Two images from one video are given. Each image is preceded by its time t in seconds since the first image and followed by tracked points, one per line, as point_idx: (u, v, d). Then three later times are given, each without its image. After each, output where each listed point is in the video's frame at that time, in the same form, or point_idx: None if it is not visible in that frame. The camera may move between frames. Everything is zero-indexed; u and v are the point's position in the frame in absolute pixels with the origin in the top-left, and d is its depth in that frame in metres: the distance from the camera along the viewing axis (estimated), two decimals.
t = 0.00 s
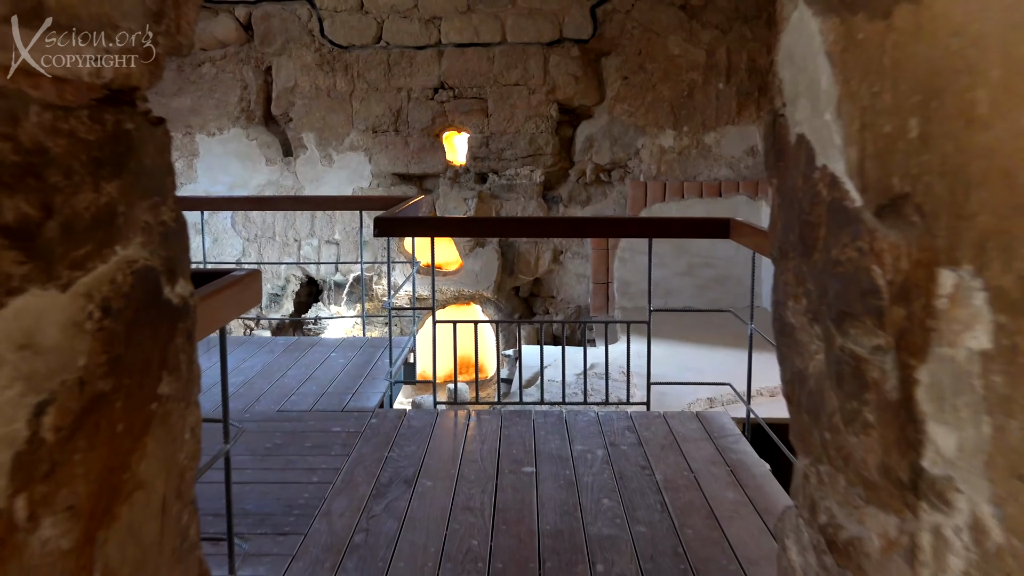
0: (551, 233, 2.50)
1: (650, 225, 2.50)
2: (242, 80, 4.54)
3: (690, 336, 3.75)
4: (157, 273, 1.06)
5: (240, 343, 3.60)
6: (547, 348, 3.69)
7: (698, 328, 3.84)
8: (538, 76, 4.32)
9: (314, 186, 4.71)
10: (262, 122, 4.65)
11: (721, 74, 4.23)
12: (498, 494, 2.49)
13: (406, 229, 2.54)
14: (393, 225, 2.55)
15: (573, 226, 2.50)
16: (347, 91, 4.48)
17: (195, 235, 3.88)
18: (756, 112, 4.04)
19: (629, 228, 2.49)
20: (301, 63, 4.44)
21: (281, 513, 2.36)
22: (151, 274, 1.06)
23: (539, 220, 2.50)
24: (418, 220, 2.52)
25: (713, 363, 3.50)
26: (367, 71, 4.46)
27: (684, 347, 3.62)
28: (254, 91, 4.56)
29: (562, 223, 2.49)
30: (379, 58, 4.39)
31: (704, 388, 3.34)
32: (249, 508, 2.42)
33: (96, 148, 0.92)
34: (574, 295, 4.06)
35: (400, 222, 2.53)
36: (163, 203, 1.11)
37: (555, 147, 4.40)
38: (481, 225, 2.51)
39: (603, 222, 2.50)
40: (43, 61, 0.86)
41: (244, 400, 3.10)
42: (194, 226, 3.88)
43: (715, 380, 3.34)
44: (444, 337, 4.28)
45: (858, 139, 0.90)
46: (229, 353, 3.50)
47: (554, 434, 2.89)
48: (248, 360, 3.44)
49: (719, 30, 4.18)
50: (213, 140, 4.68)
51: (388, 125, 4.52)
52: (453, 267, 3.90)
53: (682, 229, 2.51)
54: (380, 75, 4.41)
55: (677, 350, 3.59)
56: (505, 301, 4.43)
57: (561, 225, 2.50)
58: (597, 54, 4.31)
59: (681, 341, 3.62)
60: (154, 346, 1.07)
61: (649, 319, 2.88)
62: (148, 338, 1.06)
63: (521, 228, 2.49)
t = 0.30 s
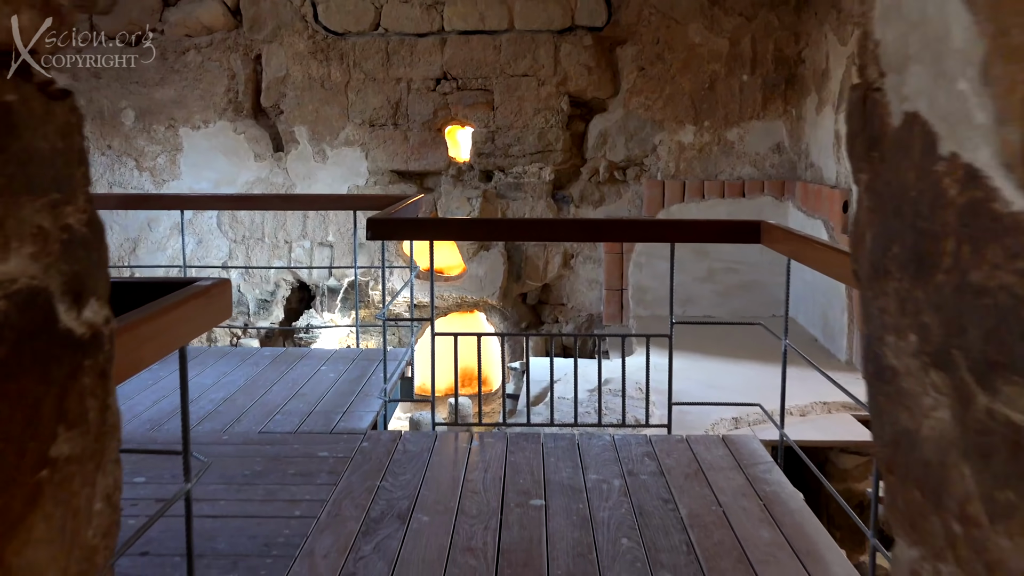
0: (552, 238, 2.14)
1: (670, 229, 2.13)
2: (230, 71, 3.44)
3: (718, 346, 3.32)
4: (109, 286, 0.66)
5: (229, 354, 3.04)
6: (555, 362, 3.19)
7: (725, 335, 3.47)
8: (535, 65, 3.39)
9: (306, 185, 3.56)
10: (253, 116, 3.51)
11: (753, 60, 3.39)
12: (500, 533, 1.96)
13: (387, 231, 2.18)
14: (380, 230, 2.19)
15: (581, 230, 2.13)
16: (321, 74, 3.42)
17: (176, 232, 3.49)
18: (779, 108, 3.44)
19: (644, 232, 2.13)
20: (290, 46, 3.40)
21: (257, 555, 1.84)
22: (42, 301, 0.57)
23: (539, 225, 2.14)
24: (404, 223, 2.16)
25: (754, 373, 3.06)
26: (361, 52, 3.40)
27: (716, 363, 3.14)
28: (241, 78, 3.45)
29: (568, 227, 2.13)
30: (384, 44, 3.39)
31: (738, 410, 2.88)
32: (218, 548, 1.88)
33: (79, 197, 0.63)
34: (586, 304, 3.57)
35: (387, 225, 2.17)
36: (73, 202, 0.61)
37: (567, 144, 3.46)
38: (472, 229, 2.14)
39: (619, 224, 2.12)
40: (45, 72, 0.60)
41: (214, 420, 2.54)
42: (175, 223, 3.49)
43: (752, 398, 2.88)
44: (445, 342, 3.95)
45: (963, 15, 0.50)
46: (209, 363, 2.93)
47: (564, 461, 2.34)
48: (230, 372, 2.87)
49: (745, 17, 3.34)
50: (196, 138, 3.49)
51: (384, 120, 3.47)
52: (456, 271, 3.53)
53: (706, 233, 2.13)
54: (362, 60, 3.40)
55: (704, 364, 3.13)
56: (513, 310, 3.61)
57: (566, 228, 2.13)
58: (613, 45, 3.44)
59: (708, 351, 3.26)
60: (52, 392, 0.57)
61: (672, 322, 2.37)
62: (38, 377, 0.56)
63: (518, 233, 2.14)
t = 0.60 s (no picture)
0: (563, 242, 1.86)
1: (701, 230, 1.84)
2: (213, 62, 3.19)
3: (741, 355, 3.04)
4: None
5: (206, 367, 2.59)
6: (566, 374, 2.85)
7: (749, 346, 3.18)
8: (542, 54, 3.12)
9: (295, 186, 3.29)
10: (237, 109, 3.26)
11: (779, 48, 3.14)
12: None
13: (377, 233, 1.90)
14: (370, 233, 1.90)
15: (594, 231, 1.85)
16: (311, 64, 3.17)
17: (155, 234, 3.21)
18: (807, 101, 3.18)
19: (667, 233, 1.84)
20: (278, 33, 3.15)
21: None
22: None
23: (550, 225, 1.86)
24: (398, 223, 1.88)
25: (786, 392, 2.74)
26: (354, 40, 3.15)
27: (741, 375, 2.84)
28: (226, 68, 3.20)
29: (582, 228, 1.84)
30: (380, 32, 3.14)
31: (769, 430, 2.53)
32: None
33: None
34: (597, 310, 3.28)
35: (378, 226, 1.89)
36: None
37: (577, 138, 3.19)
38: (472, 230, 1.86)
39: (643, 225, 1.84)
40: None
41: (182, 438, 2.12)
42: (154, 223, 3.21)
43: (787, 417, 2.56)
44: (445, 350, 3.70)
45: None
46: (182, 377, 2.49)
47: (579, 489, 1.95)
48: (206, 387, 2.43)
49: None
50: (176, 133, 3.24)
51: (378, 113, 3.21)
52: (457, 277, 3.27)
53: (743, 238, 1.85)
54: (355, 48, 3.15)
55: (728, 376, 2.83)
56: (516, 319, 3.34)
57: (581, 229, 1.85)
58: (627, 32, 3.17)
59: (731, 361, 2.98)
60: None
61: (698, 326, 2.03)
62: None
63: (523, 236, 1.86)
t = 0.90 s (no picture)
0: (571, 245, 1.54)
1: (741, 232, 1.53)
2: (197, 45, 2.99)
3: (766, 364, 2.77)
4: None
5: (187, 373, 2.17)
6: (574, 386, 2.52)
7: (772, 357, 2.86)
8: (550, 39, 2.92)
9: (286, 180, 3.09)
10: (224, 98, 3.05)
11: (804, 33, 2.92)
12: None
13: (365, 234, 1.56)
14: (363, 233, 1.55)
15: (607, 230, 1.53)
16: (302, 49, 2.97)
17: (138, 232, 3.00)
18: (833, 91, 2.96)
19: (697, 233, 1.52)
20: (266, 14, 2.95)
21: None
22: None
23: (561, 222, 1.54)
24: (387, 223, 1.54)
25: (815, 412, 2.38)
26: (348, 24, 2.94)
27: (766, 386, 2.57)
28: (210, 53, 2.99)
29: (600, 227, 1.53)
30: (376, 14, 2.93)
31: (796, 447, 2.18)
32: None
33: None
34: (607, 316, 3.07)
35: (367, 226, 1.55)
36: None
37: (587, 130, 2.98)
38: (466, 229, 1.54)
39: (669, 224, 1.52)
40: None
41: (145, 456, 1.68)
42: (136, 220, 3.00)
43: (818, 437, 2.22)
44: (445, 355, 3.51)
45: None
46: (160, 387, 2.07)
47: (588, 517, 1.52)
48: (186, 397, 2.01)
49: None
50: (158, 122, 3.04)
51: (373, 102, 3.00)
52: (457, 278, 3.08)
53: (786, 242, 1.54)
54: (349, 32, 2.95)
55: (752, 387, 2.55)
56: (520, 322, 3.16)
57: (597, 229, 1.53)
58: (641, 15, 2.96)
59: (751, 371, 2.71)
60: None
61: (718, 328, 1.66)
62: None
63: (525, 236, 1.54)
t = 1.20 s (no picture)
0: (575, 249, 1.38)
1: (766, 237, 1.36)
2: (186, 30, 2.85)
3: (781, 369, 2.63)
4: None
5: (170, 382, 2.05)
6: (580, 391, 2.40)
7: (793, 362, 2.66)
8: (556, 24, 2.77)
9: (280, 171, 2.94)
10: (215, 86, 2.91)
11: (824, 19, 2.77)
12: None
13: (350, 235, 1.39)
14: (348, 234, 1.39)
15: (615, 232, 1.37)
16: (296, 34, 2.82)
17: (123, 226, 2.87)
18: (855, 80, 2.80)
19: (715, 238, 1.36)
20: None
21: None
22: None
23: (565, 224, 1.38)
24: (375, 224, 1.38)
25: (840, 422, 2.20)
26: (344, 8, 2.79)
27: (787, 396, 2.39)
28: (200, 38, 2.85)
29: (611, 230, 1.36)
30: None
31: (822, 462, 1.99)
32: None
33: None
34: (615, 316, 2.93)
35: (353, 226, 1.39)
36: None
37: (595, 120, 2.83)
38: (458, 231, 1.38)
39: (686, 228, 1.35)
40: None
41: (116, 476, 1.54)
42: (122, 215, 2.88)
43: (842, 450, 2.05)
44: (444, 355, 3.37)
45: None
46: (140, 397, 1.94)
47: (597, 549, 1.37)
48: (166, 408, 1.88)
49: None
50: (145, 112, 2.89)
51: (370, 90, 2.85)
52: (458, 276, 2.95)
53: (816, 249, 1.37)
54: (345, 16, 2.80)
55: (770, 394, 2.40)
56: (525, 322, 3.02)
57: (605, 232, 1.36)
58: None
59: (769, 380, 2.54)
60: None
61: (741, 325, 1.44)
62: None
63: (526, 240, 1.38)
